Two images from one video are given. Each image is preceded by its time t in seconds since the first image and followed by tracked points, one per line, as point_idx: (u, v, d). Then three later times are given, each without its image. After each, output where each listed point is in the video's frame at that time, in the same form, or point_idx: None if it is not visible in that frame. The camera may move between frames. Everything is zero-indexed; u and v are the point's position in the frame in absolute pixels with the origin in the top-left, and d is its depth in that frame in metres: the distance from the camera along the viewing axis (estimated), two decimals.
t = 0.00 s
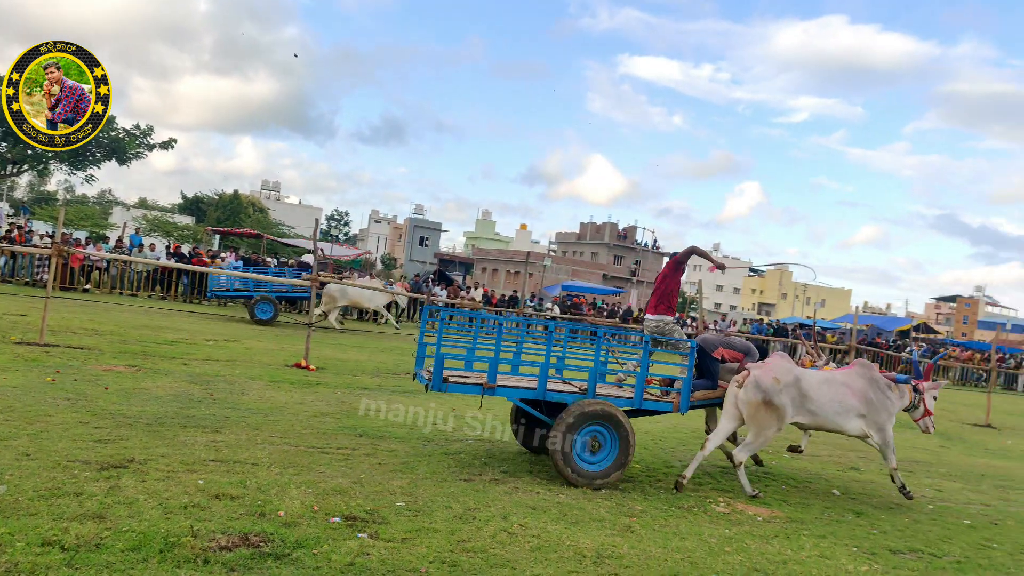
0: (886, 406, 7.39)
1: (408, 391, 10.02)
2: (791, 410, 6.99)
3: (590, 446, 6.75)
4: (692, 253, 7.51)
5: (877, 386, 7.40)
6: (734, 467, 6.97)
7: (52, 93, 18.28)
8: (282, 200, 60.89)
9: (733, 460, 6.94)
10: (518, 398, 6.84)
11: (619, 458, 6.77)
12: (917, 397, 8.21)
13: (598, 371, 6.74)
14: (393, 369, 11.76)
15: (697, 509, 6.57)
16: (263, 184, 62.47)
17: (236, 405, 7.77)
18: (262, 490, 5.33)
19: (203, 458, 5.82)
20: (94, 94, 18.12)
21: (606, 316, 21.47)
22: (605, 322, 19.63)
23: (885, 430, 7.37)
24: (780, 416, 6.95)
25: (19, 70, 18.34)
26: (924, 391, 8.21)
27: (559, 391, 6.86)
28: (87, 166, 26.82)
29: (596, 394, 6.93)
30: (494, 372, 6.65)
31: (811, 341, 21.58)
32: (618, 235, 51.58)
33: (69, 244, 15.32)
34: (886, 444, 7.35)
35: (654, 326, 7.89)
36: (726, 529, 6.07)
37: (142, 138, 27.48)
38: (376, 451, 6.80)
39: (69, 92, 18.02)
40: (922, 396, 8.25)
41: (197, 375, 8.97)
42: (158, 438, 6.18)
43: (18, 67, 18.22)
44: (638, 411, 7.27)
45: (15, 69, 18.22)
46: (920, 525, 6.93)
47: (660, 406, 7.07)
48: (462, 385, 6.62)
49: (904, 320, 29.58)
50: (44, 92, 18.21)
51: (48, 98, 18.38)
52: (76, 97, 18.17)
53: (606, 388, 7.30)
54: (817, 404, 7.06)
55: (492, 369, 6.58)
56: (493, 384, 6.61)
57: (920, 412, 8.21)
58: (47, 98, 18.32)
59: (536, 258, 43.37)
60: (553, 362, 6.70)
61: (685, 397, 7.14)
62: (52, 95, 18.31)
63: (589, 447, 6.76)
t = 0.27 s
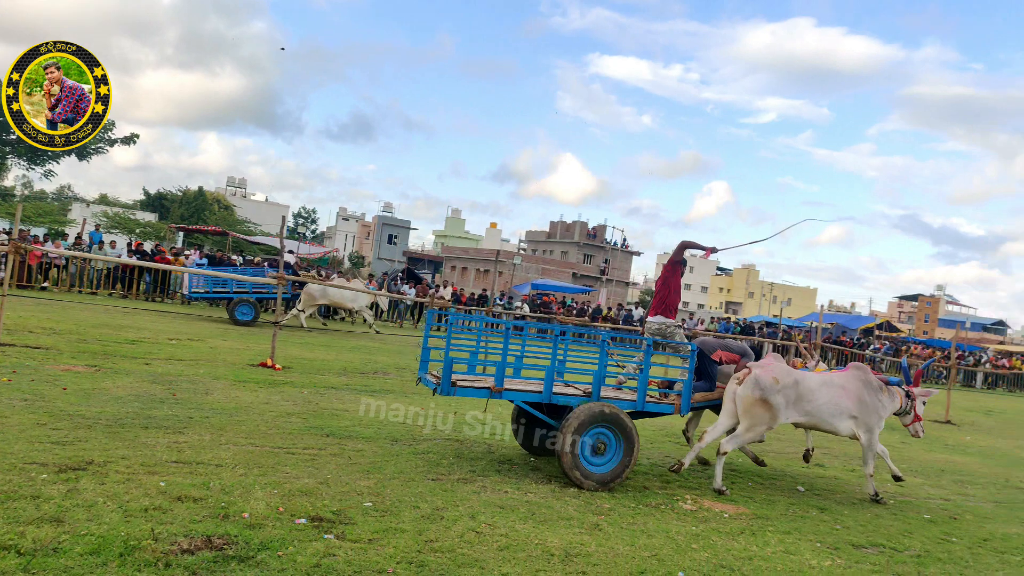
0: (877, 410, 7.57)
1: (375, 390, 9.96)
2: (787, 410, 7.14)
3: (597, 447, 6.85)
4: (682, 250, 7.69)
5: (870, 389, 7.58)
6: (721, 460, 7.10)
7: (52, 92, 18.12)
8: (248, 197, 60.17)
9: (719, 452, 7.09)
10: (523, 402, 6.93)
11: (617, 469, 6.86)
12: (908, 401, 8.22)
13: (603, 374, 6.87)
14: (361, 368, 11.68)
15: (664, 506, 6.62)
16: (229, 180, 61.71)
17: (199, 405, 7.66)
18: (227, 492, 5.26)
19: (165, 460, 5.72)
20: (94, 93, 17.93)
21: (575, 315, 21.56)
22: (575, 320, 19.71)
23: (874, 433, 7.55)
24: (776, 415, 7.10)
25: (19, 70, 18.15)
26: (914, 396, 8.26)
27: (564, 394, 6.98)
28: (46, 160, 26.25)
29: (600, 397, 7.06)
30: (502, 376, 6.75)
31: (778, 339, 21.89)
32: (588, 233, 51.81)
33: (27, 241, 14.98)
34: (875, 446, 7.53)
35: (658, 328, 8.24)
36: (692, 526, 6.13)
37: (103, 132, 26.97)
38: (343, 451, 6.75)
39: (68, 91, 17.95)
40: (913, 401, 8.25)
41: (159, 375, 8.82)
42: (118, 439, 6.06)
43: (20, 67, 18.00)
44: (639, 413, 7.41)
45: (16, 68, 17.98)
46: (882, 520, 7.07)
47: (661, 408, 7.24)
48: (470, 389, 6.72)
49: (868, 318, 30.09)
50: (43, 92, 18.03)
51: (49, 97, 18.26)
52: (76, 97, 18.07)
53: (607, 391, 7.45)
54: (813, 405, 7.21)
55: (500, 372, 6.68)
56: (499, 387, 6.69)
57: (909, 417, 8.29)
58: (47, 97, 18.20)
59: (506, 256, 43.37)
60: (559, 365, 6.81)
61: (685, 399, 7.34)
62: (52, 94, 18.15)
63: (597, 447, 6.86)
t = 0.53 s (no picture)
0: (874, 413, 7.77)
1: (349, 388, 9.91)
2: (790, 406, 7.32)
3: (608, 449, 6.91)
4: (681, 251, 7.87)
5: (867, 391, 7.79)
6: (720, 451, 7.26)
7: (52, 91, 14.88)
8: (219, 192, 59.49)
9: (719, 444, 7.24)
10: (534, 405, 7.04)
11: (613, 478, 6.88)
12: (902, 404, 8.29)
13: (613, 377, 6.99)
14: (335, 365, 11.60)
15: (638, 503, 6.66)
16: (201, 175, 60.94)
17: (169, 403, 7.55)
18: (197, 491, 5.20)
19: (133, 459, 5.64)
20: (96, 91, 14.50)
21: (551, 312, 21.62)
22: (551, 317, 19.77)
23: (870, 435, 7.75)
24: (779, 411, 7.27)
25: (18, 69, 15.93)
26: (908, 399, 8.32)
27: (575, 397, 7.07)
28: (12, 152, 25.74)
29: (610, 400, 7.17)
30: (515, 379, 6.82)
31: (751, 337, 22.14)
32: (564, 231, 51.92)
33: None
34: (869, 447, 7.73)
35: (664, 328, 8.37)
36: (665, 522, 6.17)
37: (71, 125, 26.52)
38: (315, 449, 6.69)
39: (69, 91, 14.60)
40: (907, 403, 8.32)
41: (127, 373, 8.68)
42: (85, 438, 5.95)
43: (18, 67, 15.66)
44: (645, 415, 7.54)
45: (13, 67, 15.49)
46: (850, 514, 7.17)
47: (667, 409, 7.37)
48: (484, 392, 6.77)
49: (838, 316, 30.51)
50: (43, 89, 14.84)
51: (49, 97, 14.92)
52: (77, 96, 14.62)
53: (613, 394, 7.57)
54: (814, 403, 7.40)
55: (513, 375, 6.75)
56: (512, 391, 6.79)
57: (904, 419, 8.35)
58: (47, 98, 14.87)
59: (482, 253, 43.34)
60: (570, 368, 6.91)
61: (690, 401, 7.49)
62: (53, 94, 14.88)
63: (608, 449, 6.91)
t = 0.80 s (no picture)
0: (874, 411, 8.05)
1: (326, 384, 9.86)
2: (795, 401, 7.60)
3: (621, 446, 7.05)
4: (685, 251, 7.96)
5: (870, 390, 8.06)
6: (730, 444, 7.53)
7: (53, 92, 14.37)
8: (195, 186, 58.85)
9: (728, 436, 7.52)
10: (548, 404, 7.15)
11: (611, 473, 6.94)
12: (899, 402, 8.43)
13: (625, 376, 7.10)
14: (312, 361, 11.54)
15: (615, 498, 6.68)
16: (177, 168, 60.24)
17: (142, 399, 7.46)
18: (170, 488, 5.15)
19: (105, 456, 5.57)
20: (96, 93, 14.01)
21: (530, 308, 21.66)
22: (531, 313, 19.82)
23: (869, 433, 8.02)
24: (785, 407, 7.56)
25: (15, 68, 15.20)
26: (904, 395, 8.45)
27: (589, 397, 7.18)
28: None
29: (622, 400, 7.28)
30: (531, 379, 6.92)
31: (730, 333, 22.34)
32: (544, 227, 51.96)
33: None
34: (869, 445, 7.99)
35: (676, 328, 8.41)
36: (642, 517, 6.21)
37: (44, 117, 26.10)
38: (291, 445, 6.65)
39: (70, 91, 14.12)
40: (903, 400, 8.45)
41: (99, 369, 8.57)
42: (57, 435, 5.87)
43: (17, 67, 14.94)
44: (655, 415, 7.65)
45: (14, 68, 14.84)
46: (824, 508, 7.25)
47: (677, 408, 7.49)
48: (502, 392, 6.87)
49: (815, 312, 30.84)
50: (42, 90, 14.37)
51: (48, 97, 14.42)
52: (77, 97, 14.14)
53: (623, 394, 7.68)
54: (818, 399, 7.69)
55: (529, 376, 6.85)
56: (528, 391, 6.89)
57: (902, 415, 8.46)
58: (46, 99, 14.39)
59: (461, 249, 43.26)
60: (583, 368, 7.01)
61: (700, 400, 7.61)
62: (53, 95, 14.38)
63: (620, 447, 7.06)
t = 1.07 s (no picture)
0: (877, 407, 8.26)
1: (308, 379, 9.82)
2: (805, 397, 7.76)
3: (638, 439, 7.25)
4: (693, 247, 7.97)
5: (871, 382, 8.29)
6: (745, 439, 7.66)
7: (52, 92, 14.16)
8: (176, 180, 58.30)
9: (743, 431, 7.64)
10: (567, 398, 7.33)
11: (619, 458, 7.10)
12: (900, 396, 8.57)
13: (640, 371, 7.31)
14: (294, 356, 11.48)
15: (598, 493, 6.71)
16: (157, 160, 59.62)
17: (121, 395, 7.39)
18: (149, 484, 5.11)
19: (83, 452, 5.51)
20: (97, 93, 13.89)
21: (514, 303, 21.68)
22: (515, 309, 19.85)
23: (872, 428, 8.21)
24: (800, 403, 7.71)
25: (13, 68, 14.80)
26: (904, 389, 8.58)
27: (606, 392, 7.39)
28: None
29: (637, 395, 7.48)
30: (550, 374, 7.11)
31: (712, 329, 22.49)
32: (528, 222, 51.96)
33: None
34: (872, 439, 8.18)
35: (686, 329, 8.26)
36: (624, 512, 6.25)
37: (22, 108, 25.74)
38: (273, 441, 6.62)
39: (70, 91, 13.98)
40: (903, 394, 8.59)
41: (77, 364, 8.48)
42: (34, 431, 5.80)
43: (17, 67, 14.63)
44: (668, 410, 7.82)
45: (14, 68, 14.53)
46: (804, 502, 7.32)
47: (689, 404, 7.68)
48: (523, 387, 7.07)
49: (796, 308, 31.07)
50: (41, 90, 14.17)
51: (48, 97, 14.16)
52: (77, 96, 14.02)
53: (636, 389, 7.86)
54: (827, 392, 7.87)
55: (549, 371, 7.05)
56: (549, 384, 7.07)
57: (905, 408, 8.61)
58: (46, 99, 14.17)
59: (445, 245, 43.17)
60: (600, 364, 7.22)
61: (712, 396, 7.80)
62: (53, 95, 14.17)
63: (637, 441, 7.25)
